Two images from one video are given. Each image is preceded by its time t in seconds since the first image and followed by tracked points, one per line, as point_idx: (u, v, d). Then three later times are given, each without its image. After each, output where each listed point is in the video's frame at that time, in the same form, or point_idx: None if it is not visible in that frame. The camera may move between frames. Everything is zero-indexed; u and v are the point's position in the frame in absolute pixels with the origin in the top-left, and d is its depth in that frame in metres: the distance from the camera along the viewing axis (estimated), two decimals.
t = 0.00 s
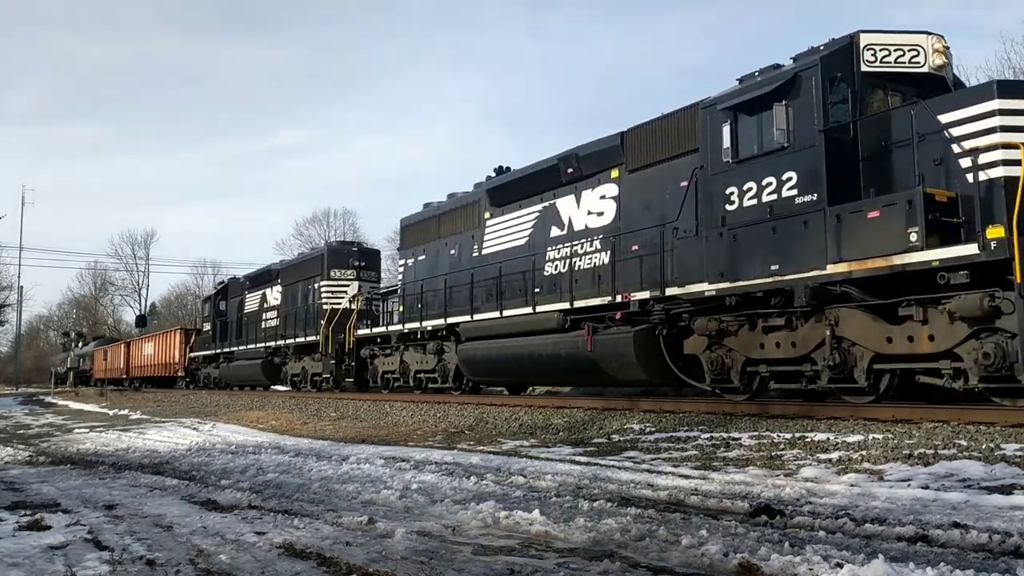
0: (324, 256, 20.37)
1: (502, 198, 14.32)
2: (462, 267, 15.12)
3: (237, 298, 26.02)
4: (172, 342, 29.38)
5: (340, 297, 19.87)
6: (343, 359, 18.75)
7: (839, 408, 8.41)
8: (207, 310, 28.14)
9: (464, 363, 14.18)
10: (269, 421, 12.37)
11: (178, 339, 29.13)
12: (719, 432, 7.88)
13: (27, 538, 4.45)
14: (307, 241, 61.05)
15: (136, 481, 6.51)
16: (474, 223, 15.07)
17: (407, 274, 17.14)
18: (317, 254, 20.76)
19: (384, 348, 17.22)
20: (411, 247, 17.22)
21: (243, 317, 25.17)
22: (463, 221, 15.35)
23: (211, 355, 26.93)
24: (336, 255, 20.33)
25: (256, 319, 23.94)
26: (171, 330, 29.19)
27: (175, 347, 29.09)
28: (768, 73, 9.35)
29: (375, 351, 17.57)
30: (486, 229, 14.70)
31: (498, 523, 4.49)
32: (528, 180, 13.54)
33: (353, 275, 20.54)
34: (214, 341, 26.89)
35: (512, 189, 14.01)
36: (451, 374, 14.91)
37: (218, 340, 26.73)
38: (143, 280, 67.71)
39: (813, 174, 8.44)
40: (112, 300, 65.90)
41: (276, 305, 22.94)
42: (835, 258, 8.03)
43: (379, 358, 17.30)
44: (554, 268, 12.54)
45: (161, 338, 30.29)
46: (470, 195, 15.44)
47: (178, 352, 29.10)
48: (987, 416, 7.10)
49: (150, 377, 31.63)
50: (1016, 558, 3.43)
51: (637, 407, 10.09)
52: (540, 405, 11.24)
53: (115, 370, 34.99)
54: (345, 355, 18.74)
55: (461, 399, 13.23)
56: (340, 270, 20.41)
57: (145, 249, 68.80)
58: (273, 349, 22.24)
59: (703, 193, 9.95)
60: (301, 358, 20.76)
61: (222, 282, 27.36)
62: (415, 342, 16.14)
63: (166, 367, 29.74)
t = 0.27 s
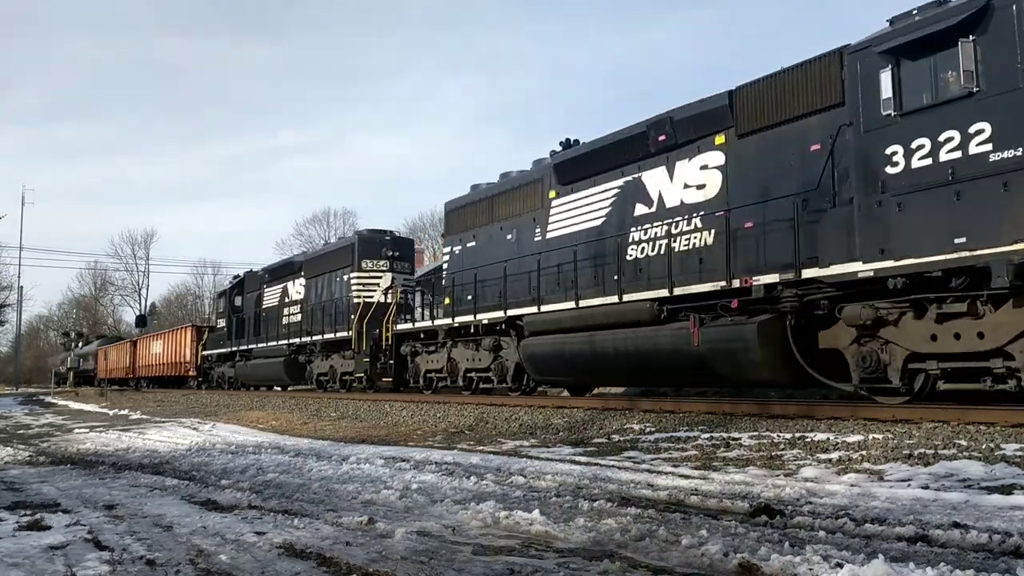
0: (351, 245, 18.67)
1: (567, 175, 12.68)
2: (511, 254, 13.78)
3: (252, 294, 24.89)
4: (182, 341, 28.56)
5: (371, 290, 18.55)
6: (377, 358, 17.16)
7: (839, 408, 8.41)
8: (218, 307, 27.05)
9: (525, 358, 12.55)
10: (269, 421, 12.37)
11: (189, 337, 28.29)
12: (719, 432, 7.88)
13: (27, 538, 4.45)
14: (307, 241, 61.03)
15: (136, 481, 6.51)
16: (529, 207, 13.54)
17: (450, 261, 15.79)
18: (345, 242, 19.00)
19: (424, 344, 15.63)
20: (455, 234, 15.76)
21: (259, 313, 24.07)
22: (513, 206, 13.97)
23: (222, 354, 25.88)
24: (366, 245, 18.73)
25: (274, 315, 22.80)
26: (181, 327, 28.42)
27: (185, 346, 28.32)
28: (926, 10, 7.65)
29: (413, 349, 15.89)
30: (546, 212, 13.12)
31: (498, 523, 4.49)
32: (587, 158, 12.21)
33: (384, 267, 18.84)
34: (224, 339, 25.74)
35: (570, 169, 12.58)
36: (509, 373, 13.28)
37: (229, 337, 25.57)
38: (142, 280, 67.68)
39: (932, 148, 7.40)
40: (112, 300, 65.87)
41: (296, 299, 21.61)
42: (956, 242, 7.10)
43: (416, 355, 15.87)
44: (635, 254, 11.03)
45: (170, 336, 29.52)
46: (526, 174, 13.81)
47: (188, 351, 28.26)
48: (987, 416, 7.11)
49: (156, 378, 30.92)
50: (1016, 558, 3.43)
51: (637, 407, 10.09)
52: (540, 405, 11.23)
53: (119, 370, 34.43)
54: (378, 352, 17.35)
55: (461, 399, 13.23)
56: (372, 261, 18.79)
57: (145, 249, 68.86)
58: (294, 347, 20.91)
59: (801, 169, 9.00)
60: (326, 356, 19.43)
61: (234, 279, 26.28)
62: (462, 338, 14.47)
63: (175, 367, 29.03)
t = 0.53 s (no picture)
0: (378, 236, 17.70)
1: (632, 152, 11.41)
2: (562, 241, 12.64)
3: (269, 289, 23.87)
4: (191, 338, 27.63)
5: (399, 283, 17.41)
6: (411, 356, 16.20)
7: (839, 408, 8.41)
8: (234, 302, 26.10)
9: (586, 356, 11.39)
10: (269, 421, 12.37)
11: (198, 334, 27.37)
12: (719, 432, 7.88)
13: (27, 538, 4.45)
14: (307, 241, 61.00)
15: (136, 481, 6.51)
16: (588, 188, 12.27)
17: (495, 250, 14.66)
18: (373, 233, 18.03)
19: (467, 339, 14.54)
20: (499, 221, 14.57)
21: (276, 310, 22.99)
22: (568, 188, 12.74)
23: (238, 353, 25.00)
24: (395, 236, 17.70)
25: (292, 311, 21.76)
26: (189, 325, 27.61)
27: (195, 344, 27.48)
28: None
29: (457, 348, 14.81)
30: (609, 192, 11.81)
31: (498, 523, 4.49)
32: (643, 138, 11.17)
33: (413, 259, 17.79)
34: (240, 337, 24.84)
35: (631, 146, 11.37)
36: (565, 372, 12.16)
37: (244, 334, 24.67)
38: (142, 280, 67.70)
39: (950, 155, 7.57)
40: (112, 300, 65.95)
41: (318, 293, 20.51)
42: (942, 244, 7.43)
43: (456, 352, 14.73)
44: (720, 238, 9.81)
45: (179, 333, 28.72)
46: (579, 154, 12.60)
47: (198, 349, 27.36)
48: (987, 416, 7.10)
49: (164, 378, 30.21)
50: (1016, 558, 3.43)
51: (637, 407, 10.09)
52: (541, 405, 11.23)
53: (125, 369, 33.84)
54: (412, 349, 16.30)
55: (461, 399, 13.23)
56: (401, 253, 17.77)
57: (145, 249, 68.85)
58: (316, 345, 19.84)
59: (881, 142, 8.25)
60: (351, 354, 18.32)
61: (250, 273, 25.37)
62: (511, 335, 13.36)
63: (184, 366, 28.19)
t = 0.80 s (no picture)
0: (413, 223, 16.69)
1: (726, 118, 10.11)
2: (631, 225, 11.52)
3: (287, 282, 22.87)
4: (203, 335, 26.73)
5: (437, 275, 16.36)
6: (455, 353, 15.18)
7: (839, 408, 8.41)
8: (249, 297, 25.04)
9: (672, 351, 10.23)
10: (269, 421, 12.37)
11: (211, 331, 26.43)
12: (719, 432, 7.88)
13: (27, 538, 4.45)
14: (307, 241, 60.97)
15: (136, 481, 6.51)
16: (672, 162, 10.94)
17: (553, 236, 13.32)
18: (408, 221, 16.99)
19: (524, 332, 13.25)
20: (556, 204, 13.28)
21: (296, 304, 21.95)
22: (644, 163, 11.45)
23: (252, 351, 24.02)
24: (432, 224, 16.57)
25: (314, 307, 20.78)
26: (199, 322, 26.76)
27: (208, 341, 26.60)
28: None
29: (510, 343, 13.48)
30: (697, 166, 10.53)
31: (498, 523, 4.49)
32: (738, 102, 9.93)
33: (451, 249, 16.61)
34: (255, 334, 23.77)
35: (724, 114, 10.12)
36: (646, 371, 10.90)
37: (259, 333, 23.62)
38: (142, 280, 67.64)
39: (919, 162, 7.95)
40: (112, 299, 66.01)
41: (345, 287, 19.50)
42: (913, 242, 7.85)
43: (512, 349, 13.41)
44: (845, 212, 8.60)
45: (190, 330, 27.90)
46: (661, 122, 11.15)
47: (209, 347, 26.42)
48: (989, 416, 7.09)
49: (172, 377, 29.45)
50: (1017, 558, 3.43)
51: (637, 407, 10.09)
52: (541, 405, 11.22)
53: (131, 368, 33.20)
54: (455, 346, 15.28)
55: (461, 399, 13.22)
56: (437, 242, 16.63)
57: (145, 250, 68.79)
58: (342, 342, 18.81)
59: None
60: (383, 352, 17.33)
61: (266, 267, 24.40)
62: (577, 328, 12.10)
63: (195, 365, 27.31)
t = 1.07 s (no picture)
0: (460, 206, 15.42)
1: (860, 71, 8.78)
2: (725, 202, 10.32)
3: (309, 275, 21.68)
4: (219, 333, 25.81)
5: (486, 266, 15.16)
6: (510, 351, 13.84)
7: (839, 408, 8.41)
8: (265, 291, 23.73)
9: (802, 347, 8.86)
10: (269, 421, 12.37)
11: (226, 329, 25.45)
12: (719, 432, 7.88)
13: (27, 538, 4.45)
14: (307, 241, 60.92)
15: (136, 481, 6.51)
16: (790, 124, 9.61)
17: (630, 215, 11.94)
18: (452, 205, 15.72)
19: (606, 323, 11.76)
20: (637, 176, 11.89)
21: (319, 299, 20.75)
22: (749, 130, 10.17)
23: (271, 348, 22.90)
24: (484, 208, 15.34)
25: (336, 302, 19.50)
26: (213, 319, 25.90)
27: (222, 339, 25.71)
28: None
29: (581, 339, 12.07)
30: (821, 128, 9.22)
31: (498, 523, 4.49)
32: (875, 53, 8.62)
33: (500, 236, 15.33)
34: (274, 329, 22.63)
35: (859, 65, 8.77)
36: (763, 369, 9.49)
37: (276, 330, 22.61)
38: (141, 280, 67.60)
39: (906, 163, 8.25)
40: (111, 299, 66.04)
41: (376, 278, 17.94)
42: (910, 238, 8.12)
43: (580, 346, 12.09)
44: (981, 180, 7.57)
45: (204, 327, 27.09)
46: (773, 82, 9.89)
47: (223, 346, 25.49)
48: (989, 416, 7.09)
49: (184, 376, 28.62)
50: (1016, 558, 3.43)
51: (637, 407, 10.09)
52: (541, 405, 11.22)
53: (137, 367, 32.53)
54: (512, 342, 13.90)
55: (461, 399, 13.22)
56: (486, 229, 15.33)
57: (145, 249, 68.58)
58: (377, 339, 17.31)
59: None
60: (426, 349, 15.89)
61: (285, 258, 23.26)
62: (668, 320, 10.69)
63: (209, 365, 26.42)
